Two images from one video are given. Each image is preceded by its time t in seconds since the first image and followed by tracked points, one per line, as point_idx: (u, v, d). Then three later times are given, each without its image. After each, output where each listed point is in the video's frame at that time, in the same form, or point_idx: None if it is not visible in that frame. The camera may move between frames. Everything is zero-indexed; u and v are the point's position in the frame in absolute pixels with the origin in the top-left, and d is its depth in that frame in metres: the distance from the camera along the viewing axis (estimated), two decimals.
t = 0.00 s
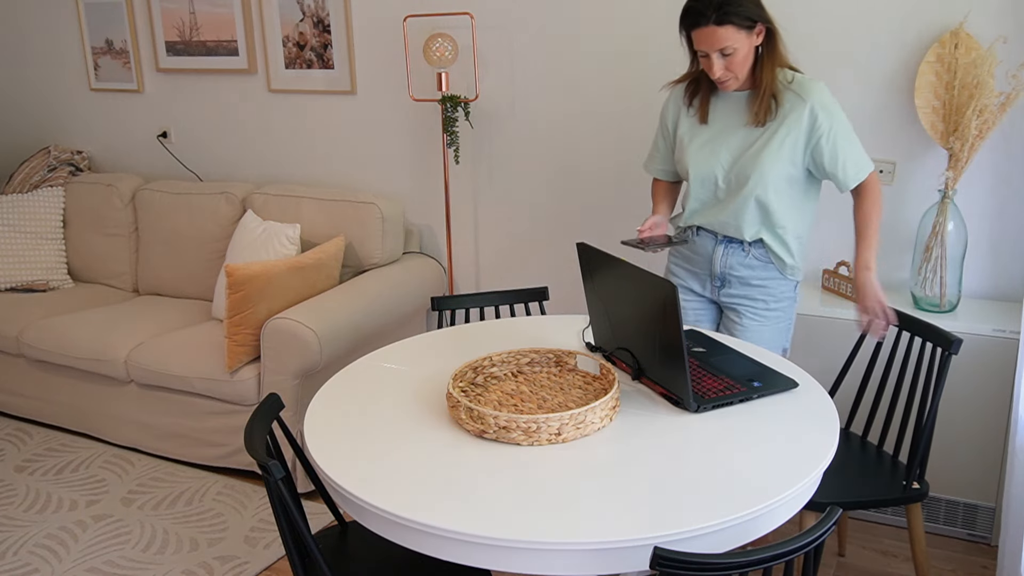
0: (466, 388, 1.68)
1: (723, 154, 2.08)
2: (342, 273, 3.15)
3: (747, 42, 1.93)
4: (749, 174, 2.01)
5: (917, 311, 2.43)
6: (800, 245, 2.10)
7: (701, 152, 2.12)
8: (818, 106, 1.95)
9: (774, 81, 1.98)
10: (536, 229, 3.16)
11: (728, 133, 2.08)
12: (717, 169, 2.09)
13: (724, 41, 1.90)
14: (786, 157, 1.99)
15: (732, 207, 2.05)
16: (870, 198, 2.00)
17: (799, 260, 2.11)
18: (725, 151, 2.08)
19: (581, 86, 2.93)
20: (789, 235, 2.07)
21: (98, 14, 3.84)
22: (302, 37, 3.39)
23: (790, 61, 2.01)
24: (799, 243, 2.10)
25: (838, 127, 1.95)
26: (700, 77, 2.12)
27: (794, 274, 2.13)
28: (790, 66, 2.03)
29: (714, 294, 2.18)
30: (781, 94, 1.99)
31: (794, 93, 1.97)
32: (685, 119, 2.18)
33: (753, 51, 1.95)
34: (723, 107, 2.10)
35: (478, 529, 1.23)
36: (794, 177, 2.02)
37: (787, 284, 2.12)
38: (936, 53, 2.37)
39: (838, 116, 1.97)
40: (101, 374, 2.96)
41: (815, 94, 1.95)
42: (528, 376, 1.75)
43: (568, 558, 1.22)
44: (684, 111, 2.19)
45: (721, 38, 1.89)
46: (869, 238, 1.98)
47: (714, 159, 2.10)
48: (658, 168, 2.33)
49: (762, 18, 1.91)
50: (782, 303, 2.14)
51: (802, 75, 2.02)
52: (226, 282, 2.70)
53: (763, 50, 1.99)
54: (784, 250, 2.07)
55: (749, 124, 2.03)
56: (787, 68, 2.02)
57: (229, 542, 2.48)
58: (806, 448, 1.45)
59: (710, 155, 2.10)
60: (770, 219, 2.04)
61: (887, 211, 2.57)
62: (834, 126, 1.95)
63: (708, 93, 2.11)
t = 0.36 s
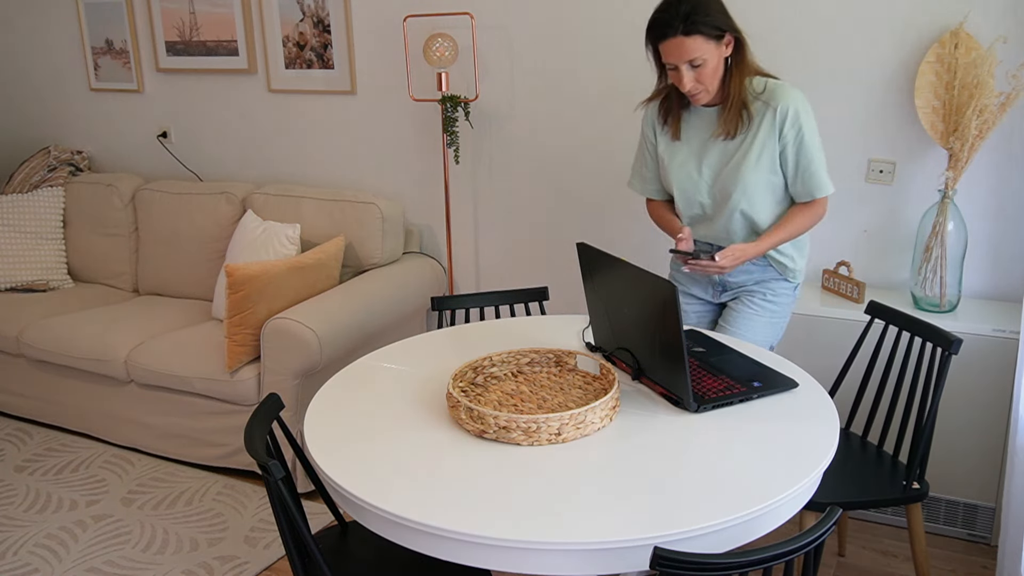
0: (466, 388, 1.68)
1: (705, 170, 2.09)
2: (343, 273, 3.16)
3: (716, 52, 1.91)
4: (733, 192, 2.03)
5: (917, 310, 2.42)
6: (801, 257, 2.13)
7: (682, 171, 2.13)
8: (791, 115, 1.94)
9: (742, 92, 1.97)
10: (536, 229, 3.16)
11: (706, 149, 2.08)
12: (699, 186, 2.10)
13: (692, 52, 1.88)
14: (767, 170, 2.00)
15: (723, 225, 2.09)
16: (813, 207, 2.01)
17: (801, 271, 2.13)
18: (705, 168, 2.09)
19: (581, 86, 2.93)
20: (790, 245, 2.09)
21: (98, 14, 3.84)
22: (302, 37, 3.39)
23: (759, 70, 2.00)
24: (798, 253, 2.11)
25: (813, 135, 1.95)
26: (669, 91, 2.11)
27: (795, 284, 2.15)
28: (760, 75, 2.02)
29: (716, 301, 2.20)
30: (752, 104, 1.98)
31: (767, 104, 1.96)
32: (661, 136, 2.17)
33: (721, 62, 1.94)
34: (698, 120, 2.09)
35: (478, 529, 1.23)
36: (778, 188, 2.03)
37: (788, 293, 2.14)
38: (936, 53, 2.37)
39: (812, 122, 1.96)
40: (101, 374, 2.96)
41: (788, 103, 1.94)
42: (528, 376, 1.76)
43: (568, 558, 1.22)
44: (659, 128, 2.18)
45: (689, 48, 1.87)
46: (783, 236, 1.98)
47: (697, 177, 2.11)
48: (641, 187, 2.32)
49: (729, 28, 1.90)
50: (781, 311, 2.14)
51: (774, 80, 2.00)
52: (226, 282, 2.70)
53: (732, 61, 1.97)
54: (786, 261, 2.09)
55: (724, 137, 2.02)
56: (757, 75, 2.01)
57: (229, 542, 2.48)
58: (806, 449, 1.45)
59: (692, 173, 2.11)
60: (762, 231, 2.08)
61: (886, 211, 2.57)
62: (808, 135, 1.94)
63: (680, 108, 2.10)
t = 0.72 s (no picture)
0: (466, 388, 1.68)
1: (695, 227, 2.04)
2: (343, 273, 3.16)
3: (700, 110, 1.82)
4: (720, 251, 1.98)
5: (917, 310, 2.42)
6: (816, 309, 2.00)
7: (672, 227, 2.09)
8: (768, 174, 1.82)
9: (724, 150, 1.87)
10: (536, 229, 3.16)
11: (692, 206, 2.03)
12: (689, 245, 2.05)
13: (676, 109, 1.78)
14: (750, 230, 1.91)
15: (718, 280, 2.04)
16: (802, 267, 1.84)
17: (817, 323, 2.01)
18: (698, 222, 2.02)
19: (581, 87, 2.93)
20: (798, 299, 1.97)
21: (98, 14, 3.84)
22: (302, 37, 3.39)
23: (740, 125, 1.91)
24: (808, 304, 1.99)
25: (793, 194, 1.82)
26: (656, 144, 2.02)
27: (811, 336, 2.03)
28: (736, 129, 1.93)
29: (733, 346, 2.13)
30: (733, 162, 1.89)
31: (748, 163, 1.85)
32: (655, 186, 2.11)
33: (705, 119, 1.84)
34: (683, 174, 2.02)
35: (478, 529, 1.23)
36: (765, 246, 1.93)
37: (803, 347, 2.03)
38: (936, 53, 2.36)
39: (795, 179, 1.83)
40: (101, 374, 2.96)
41: (763, 162, 1.83)
42: (528, 376, 1.76)
43: (568, 558, 1.22)
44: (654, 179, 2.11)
45: (672, 106, 1.78)
46: (763, 281, 1.84)
47: (688, 233, 2.06)
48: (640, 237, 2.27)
49: (714, 85, 1.81)
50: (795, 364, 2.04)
51: (756, 136, 1.89)
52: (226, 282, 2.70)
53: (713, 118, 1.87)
54: (795, 315, 1.98)
55: (704, 195, 1.95)
56: (742, 133, 1.91)
57: (229, 542, 2.48)
58: (806, 449, 1.45)
59: (682, 230, 2.07)
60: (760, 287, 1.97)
61: (886, 211, 2.57)
62: (785, 195, 1.81)
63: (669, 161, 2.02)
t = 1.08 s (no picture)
0: (466, 388, 1.68)
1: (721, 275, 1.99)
2: (342, 273, 3.16)
3: (728, 164, 1.74)
4: (745, 305, 1.92)
5: (917, 310, 2.42)
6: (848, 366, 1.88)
7: (703, 275, 2.05)
8: (787, 231, 1.75)
9: (750, 206, 1.78)
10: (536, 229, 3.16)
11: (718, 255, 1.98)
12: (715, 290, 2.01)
13: (702, 160, 1.71)
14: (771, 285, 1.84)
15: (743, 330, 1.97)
16: (816, 329, 1.73)
17: (848, 380, 1.87)
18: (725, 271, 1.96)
19: (581, 87, 2.93)
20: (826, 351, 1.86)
21: (98, 14, 3.84)
22: (302, 37, 3.39)
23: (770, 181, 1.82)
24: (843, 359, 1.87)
25: (811, 254, 1.72)
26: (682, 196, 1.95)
27: (841, 395, 1.88)
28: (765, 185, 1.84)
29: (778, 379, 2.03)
30: (757, 218, 1.81)
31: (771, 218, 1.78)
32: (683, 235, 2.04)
33: (732, 175, 1.76)
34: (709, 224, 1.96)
35: (478, 529, 1.23)
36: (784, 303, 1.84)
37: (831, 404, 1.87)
38: (936, 53, 2.36)
39: (817, 238, 1.74)
40: (101, 374, 2.96)
41: (783, 219, 1.75)
42: (528, 375, 1.76)
43: (568, 558, 1.22)
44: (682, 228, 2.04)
45: (700, 157, 1.71)
46: (773, 325, 1.74)
47: (714, 281, 2.02)
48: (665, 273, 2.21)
49: (745, 140, 1.72)
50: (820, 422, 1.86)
51: (784, 191, 1.80)
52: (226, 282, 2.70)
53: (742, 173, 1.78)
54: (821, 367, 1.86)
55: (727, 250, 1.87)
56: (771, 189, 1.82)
57: (229, 542, 2.48)
58: (806, 449, 1.45)
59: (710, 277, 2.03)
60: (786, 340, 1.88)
61: (886, 211, 2.57)
62: (801, 254, 1.73)
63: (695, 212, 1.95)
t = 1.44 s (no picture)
0: (466, 388, 1.68)
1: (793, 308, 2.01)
2: (343, 273, 3.16)
3: (819, 193, 1.80)
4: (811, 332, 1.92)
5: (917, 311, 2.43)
6: (898, 432, 1.89)
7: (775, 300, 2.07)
8: (874, 272, 1.76)
9: (841, 237, 1.83)
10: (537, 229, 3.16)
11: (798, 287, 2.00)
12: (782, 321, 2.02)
13: (793, 184, 1.78)
14: (840, 326, 1.85)
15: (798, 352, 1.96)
16: (867, 372, 1.72)
17: (894, 441, 1.88)
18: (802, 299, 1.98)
19: (581, 87, 2.93)
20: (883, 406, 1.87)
21: (98, 14, 3.83)
22: (302, 37, 3.39)
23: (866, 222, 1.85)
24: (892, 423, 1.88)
25: (890, 301, 1.73)
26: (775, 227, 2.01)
27: (882, 452, 1.87)
28: (862, 226, 1.88)
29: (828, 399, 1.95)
30: (846, 253, 1.84)
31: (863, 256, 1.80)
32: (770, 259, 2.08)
33: (825, 206, 1.82)
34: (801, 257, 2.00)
35: (478, 529, 1.23)
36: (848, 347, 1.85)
37: (876, 453, 1.85)
38: (936, 53, 2.36)
39: (902, 292, 1.75)
40: (101, 374, 2.96)
41: (876, 260, 1.77)
42: (528, 376, 1.76)
43: (568, 557, 1.22)
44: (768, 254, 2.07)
45: (791, 180, 1.79)
46: (828, 351, 1.72)
47: (784, 314, 2.04)
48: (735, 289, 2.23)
49: (841, 173, 1.78)
50: (861, 463, 1.82)
51: (880, 237, 1.82)
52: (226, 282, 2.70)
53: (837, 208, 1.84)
54: (872, 420, 1.87)
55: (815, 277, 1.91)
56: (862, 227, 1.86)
57: (229, 542, 2.48)
58: (807, 449, 1.45)
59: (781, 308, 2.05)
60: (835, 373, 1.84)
61: (886, 211, 2.57)
62: (880, 297, 1.73)
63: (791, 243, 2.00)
